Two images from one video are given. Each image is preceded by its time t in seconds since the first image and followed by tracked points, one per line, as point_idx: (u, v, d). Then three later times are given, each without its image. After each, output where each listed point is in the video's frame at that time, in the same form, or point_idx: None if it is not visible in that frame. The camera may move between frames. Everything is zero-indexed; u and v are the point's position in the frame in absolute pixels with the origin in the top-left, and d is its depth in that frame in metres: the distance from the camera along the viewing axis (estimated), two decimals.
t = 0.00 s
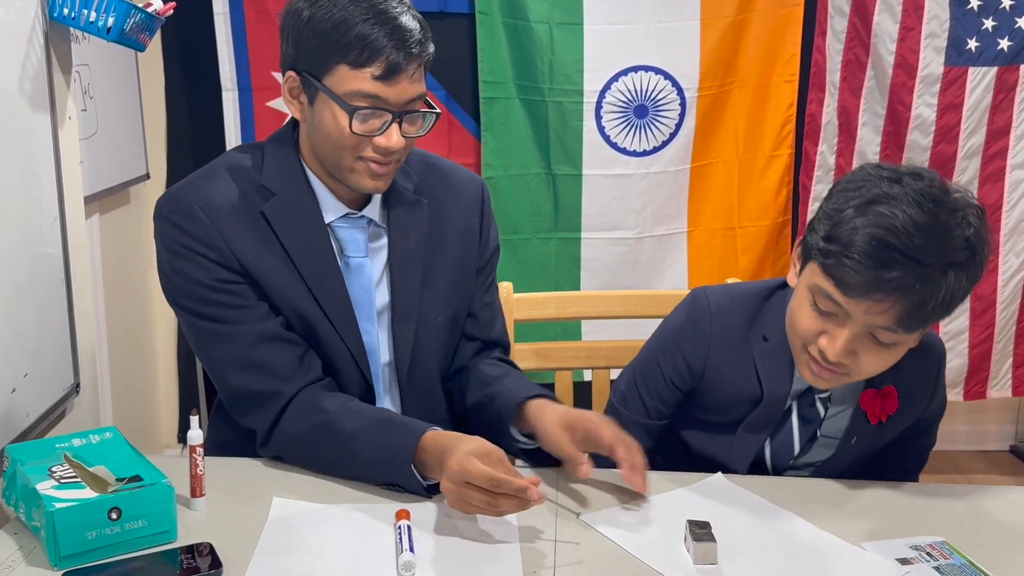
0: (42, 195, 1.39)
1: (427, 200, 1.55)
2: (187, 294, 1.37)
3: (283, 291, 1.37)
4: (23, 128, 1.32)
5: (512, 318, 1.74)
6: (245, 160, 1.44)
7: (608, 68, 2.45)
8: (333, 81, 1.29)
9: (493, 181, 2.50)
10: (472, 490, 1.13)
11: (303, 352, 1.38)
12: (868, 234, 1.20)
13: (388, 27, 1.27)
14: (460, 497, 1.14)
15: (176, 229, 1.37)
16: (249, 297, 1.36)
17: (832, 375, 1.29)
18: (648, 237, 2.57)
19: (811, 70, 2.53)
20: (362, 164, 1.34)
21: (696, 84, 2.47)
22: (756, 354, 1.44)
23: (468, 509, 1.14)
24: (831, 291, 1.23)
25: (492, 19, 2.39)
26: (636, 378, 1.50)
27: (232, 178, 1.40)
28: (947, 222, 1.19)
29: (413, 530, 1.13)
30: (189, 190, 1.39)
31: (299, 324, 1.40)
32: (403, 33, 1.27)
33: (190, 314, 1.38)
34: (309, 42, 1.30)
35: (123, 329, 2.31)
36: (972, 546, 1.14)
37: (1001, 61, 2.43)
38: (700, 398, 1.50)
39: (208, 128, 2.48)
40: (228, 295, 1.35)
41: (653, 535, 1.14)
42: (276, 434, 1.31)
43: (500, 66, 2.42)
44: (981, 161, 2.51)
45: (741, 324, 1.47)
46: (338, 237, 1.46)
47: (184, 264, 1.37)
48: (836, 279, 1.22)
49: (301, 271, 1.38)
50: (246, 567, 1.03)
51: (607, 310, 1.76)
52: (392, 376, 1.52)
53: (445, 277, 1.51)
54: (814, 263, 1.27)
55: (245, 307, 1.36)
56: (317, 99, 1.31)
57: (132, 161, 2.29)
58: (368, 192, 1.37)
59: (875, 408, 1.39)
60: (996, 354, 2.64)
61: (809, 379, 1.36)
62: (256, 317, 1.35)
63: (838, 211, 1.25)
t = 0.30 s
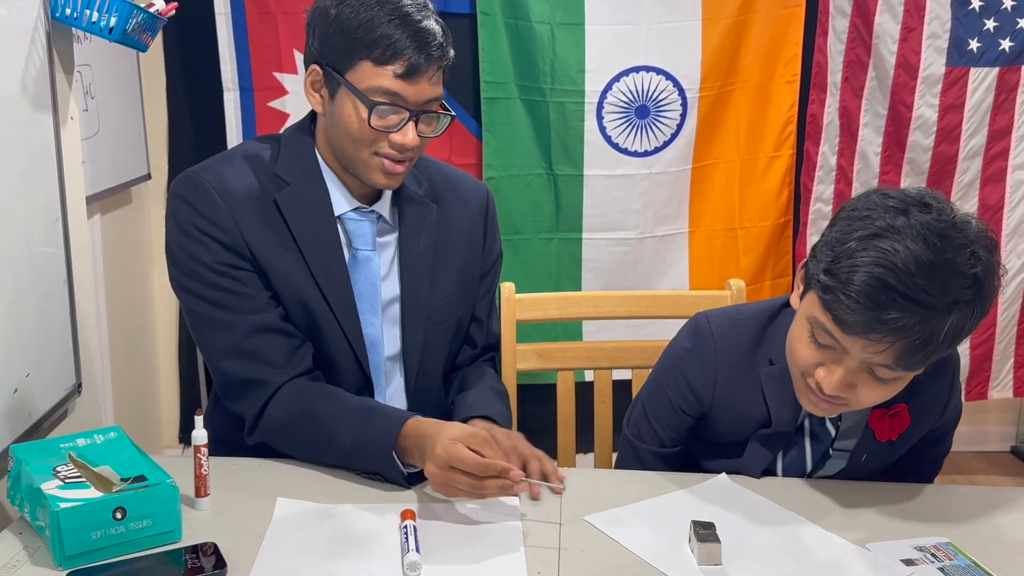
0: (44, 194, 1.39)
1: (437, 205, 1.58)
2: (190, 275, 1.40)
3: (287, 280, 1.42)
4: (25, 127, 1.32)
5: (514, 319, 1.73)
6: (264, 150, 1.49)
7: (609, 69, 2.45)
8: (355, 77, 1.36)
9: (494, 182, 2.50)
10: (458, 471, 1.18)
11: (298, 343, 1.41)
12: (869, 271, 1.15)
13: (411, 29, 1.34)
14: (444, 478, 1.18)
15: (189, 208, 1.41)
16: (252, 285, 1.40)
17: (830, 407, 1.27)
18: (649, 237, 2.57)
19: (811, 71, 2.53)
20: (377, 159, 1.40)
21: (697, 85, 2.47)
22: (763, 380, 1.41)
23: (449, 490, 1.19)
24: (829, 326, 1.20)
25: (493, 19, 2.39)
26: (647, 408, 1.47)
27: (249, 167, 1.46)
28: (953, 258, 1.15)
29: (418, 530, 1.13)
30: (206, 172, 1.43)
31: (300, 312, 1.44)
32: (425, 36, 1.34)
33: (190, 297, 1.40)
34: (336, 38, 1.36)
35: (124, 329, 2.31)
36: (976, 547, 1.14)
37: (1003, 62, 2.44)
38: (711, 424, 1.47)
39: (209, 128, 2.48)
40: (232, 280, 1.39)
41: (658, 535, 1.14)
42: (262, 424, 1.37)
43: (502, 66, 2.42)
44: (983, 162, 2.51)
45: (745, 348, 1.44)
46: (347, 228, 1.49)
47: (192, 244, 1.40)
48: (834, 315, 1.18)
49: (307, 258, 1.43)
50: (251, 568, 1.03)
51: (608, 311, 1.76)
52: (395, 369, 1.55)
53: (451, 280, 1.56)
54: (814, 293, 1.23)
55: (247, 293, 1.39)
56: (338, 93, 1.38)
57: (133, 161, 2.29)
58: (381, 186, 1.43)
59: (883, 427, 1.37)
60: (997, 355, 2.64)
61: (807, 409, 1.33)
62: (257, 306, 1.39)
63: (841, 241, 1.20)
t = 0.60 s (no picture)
0: (44, 195, 1.39)
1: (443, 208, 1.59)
2: (193, 265, 1.42)
3: (288, 276, 1.43)
4: (25, 128, 1.32)
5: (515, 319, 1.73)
6: (275, 146, 1.51)
7: (610, 70, 2.45)
8: (365, 83, 1.37)
9: (494, 182, 2.50)
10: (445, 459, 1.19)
11: (294, 339, 1.43)
12: (817, 272, 1.16)
13: (422, 38, 1.35)
14: (432, 467, 1.19)
15: (197, 199, 1.43)
16: (251, 278, 1.41)
17: (796, 409, 1.27)
18: (650, 238, 2.57)
19: (812, 72, 2.53)
20: (382, 165, 1.41)
21: (697, 86, 2.47)
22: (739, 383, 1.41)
23: (438, 480, 1.20)
24: (783, 328, 1.21)
25: (494, 19, 2.39)
26: (630, 416, 1.47)
27: (259, 162, 1.47)
28: (900, 256, 1.16)
29: (418, 531, 1.13)
30: (215, 164, 1.46)
31: (300, 309, 1.45)
32: (435, 45, 1.35)
33: (191, 287, 1.42)
34: (347, 43, 1.38)
35: (124, 329, 2.31)
36: (977, 549, 1.14)
37: (1004, 63, 2.44)
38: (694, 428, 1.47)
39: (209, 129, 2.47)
40: (233, 272, 1.40)
41: (658, 536, 1.14)
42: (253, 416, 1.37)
43: (502, 67, 2.42)
44: (984, 162, 2.51)
45: (720, 352, 1.44)
46: (352, 227, 1.50)
47: (196, 234, 1.42)
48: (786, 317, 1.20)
49: (309, 253, 1.44)
50: (251, 569, 1.03)
51: (608, 312, 1.76)
52: (394, 370, 1.55)
53: (454, 281, 1.56)
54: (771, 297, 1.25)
55: (247, 286, 1.40)
56: (347, 97, 1.39)
57: (134, 162, 2.29)
58: (385, 191, 1.45)
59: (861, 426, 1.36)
60: (997, 357, 2.64)
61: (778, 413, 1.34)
62: (254, 300, 1.40)
63: (791, 244, 1.22)
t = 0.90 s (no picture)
0: (44, 195, 1.39)
1: (441, 209, 1.59)
2: (189, 259, 1.43)
3: (280, 271, 1.43)
4: (25, 128, 1.32)
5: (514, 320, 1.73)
6: (275, 143, 1.52)
7: (610, 70, 2.45)
8: (366, 85, 1.37)
9: (494, 183, 2.50)
10: (463, 439, 1.23)
11: (284, 335, 1.44)
12: (761, 237, 1.19)
13: (424, 41, 1.35)
14: (443, 442, 1.22)
15: (196, 193, 1.44)
16: (244, 273, 1.42)
17: (754, 381, 1.28)
18: (649, 239, 2.57)
19: (812, 73, 2.53)
20: (383, 167, 1.42)
21: (697, 86, 2.47)
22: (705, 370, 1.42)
23: (439, 459, 1.21)
24: (734, 296, 1.23)
25: (494, 20, 2.39)
26: (604, 413, 1.48)
27: (260, 158, 1.48)
28: (843, 220, 1.18)
29: (417, 532, 1.13)
30: (215, 158, 1.47)
31: (292, 307, 1.45)
32: (438, 48, 1.35)
33: (185, 279, 1.43)
34: (350, 45, 1.38)
35: (124, 330, 2.31)
36: (976, 551, 1.14)
37: (1004, 63, 2.44)
38: (666, 423, 1.47)
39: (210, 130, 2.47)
40: (226, 266, 1.41)
41: (657, 536, 1.15)
42: (242, 407, 1.37)
43: (502, 67, 2.42)
44: (984, 163, 2.51)
45: (686, 342, 1.45)
46: (349, 225, 1.50)
47: (193, 227, 1.43)
48: (734, 283, 1.22)
49: (303, 249, 1.44)
50: (250, 570, 1.03)
51: (609, 313, 1.76)
52: (390, 368, 1.55)
53: (451, 282, 1.55)
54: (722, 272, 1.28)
55: (239, 280, 1.41)
56: (349, 99, 1.39)
57: (134, 162, 2.29)
58: (385, 194, 1.45)
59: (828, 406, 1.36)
60: (997, 357, 2.64)
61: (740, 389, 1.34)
62: (245, 295, 1.40)
63: (739, 215, 1.25)
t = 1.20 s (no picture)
0: (44, 196, 1.39)
1: (441, 208, 1.59)
2: (190, 259, 1.43)
3: (282, 271, 1.43)
4: (24, 129, 1.32)
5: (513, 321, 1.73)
6: (276, 143, 1.52)
7: (609, 71, 2.45)
8: (367, 87, 1.37)
9: (494, 183, 2.50)
10: (473, 447, 1.22)
11: (286, 336, 1.44)
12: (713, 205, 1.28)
13: (424, 43, 1.35)
14: (451, 447, 1.21)
15: (197, 192, 1.44)
16: (245, 273, 1.42)
17: (713, 349, 1.34)
18: (649, 239, 2.56)
19: (812, 73, 2.53)
20: (383, 168, 1.42)
21: (697, 87, 2.47)
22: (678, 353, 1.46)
23: (447, 464, 1.20)
24: (688, 263, 1.30)
25: (493, 20, 2.39)
26: (585, 406, 1.52)
27: (260, 158, 1.48)
28: (788, 189, 1.27)
29: (415, 533, 1.13)
30: (215, 158, 1.47)
31: (293, 307, 1.45)
32: (438, 50, 1.35)
33: (187, 279, 1.43)
34: (350, 47, 1.38)
35: (123, 331, 2.31)
36: (976, 552, 1.14)
37: (1003, 64, 2.44)
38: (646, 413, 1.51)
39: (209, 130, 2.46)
40: (227, 265, 1.41)
41: (655, 537, 1.15)
42: (247, 409, 1.37)
43: (502, 68, 2.42)
44: (983, 164, 2.51)
45: (661, 329, 1.49)
46: (350, 226, 1.50)
47: (194, 227, 1.43)
48: (688, 252, 1.31)
49: (304, 248, 1.44)
50: (248, 571, 1.03)
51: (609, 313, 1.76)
52: (391, 367, 1.56)
53: (451, 281, 1.55)
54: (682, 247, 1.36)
55: (240, 280, 1.41)
56: (349, 101, 1.39)
57: (133, 163, 2.29)
58: (385, 195, 1.45)
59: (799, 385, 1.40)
60: (997, 358, 2.63)
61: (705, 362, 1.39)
62: (246, 294, 1.40)
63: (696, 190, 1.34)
